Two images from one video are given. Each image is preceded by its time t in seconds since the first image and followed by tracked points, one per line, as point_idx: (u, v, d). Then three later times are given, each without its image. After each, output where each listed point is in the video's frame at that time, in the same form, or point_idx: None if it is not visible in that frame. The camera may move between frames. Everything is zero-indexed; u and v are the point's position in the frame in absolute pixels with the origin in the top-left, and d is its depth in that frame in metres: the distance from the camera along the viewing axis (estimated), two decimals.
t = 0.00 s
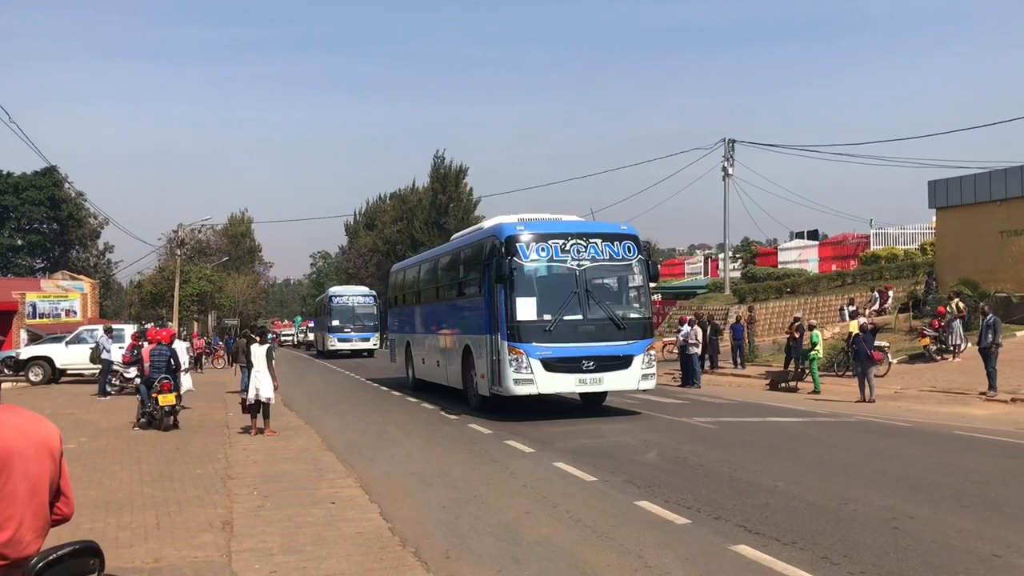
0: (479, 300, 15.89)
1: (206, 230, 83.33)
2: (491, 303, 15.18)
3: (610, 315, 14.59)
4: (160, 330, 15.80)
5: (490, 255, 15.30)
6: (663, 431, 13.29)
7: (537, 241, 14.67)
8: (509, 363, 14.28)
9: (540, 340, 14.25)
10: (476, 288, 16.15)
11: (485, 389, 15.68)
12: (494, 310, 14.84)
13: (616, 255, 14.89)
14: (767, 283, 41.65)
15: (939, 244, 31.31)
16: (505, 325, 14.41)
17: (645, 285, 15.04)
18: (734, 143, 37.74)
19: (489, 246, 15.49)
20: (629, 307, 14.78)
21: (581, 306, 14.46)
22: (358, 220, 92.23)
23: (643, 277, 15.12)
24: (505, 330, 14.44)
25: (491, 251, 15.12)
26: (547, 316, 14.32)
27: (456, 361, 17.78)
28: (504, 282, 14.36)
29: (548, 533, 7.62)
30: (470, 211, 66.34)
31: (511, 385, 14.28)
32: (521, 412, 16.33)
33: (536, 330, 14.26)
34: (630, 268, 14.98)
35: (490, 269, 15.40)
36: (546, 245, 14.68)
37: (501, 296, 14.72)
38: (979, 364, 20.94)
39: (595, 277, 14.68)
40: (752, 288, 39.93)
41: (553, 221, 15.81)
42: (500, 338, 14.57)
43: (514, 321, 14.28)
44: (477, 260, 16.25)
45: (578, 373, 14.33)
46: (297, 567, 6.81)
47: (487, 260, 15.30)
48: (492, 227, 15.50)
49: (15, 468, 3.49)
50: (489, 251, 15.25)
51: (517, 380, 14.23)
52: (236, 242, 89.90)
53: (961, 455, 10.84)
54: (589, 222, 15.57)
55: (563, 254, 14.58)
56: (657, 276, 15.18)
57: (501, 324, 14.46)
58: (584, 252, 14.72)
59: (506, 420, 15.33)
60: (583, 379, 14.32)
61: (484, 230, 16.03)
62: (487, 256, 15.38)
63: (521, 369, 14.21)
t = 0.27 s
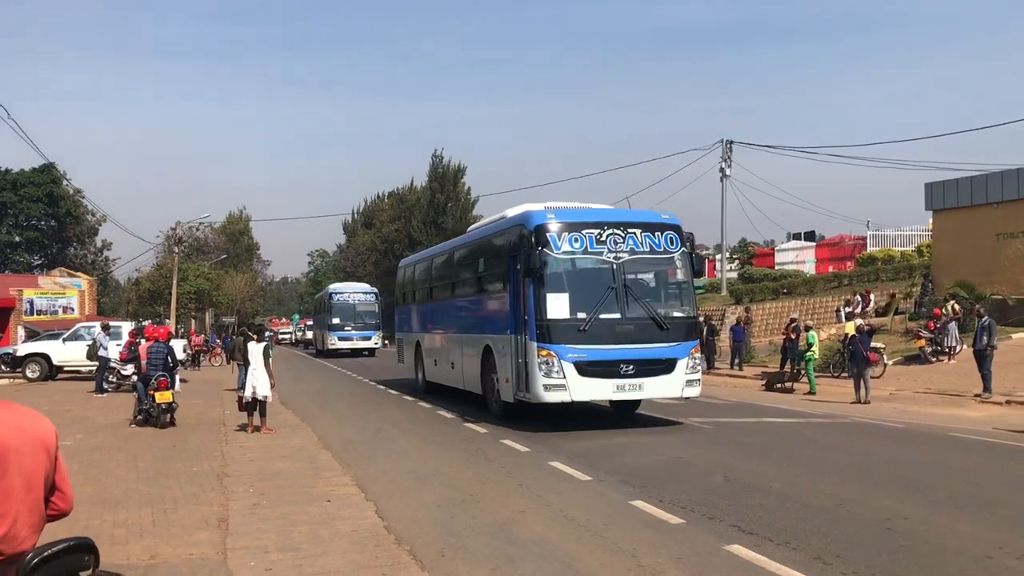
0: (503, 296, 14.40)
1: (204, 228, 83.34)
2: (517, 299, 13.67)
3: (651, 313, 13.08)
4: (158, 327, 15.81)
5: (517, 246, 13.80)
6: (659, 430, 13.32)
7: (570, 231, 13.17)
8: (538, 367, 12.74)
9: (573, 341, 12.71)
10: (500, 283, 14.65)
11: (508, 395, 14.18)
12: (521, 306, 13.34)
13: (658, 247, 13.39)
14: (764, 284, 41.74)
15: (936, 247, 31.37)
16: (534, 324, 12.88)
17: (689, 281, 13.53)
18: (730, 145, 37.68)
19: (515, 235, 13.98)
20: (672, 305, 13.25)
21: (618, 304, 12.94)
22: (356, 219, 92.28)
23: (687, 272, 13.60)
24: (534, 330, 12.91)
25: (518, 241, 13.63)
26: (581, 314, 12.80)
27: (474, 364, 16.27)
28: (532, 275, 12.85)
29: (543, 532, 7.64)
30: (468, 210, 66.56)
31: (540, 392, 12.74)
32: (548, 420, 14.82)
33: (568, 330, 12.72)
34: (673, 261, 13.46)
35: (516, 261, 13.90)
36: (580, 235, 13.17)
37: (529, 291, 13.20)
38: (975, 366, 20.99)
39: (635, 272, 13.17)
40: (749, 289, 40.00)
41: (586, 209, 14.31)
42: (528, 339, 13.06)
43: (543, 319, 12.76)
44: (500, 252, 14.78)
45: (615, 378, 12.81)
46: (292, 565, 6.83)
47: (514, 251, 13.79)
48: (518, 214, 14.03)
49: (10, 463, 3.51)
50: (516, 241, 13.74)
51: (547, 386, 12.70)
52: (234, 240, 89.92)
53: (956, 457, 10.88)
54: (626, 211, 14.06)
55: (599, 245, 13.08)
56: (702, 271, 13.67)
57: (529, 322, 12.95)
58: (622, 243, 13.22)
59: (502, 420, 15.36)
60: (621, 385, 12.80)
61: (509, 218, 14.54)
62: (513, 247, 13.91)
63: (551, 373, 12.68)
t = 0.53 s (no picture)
0: (535, 293, 12.93)
1: (202, 226, 83.31)
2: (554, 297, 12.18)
3: (706, 313, 11.59)
4: (156, 325, 15.78)
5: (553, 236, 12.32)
6: (656, 432, 13.32)
7: (615, 218, 11.72)
8: (579, 373, 11.28)
9: (619, 344, 11.25)
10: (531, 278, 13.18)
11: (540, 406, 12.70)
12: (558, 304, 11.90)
13: (714, 238, 11.89)
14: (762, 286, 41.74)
15: (935, 250, 31.38)
16: (574, 325, 11.43)
17: (748, 277, 12.01)
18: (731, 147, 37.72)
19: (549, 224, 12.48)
20: (730, 304, 11.77)
21: (669, 302, 11.47)
22: (355, 218, 92.30)
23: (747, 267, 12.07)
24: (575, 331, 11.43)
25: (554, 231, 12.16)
26: (627, 314, 11.34)
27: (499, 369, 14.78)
28: (573, 269, 11.38)
29: (540, 533, 7.62)
30: (467, 210, 66.85)
31: (582, 402, 11.26)
32: (583, 433, 13.33)
33: (613, 332, 11.25)
34: (731, 254, 11.93)
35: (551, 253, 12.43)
36: (626, 223, 11.72)
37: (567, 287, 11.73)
38: (973, 370, 20.97)
39: (688, 266, 11.67)
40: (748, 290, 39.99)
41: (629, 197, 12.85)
42: (567, 342, 11.59)
43: (585, 319, 11.30)
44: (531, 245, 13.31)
45: (666, 388, 11.34)
46: (287, 564, 6.81)
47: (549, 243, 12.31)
48: (555, 201, 12.55)
49: (4, 458, 3.49)
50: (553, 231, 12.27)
51: (590, 397, 11.22)
52: (233, 238, 89.89)
53: (953, 460, 10.88)
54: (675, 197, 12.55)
55: (647, 235, 11.63)
56: (763, 265, 12.16)
57: (568, 321, 11.50)
58: (674, 234, 11.74)
59: (500, 420, 15.34)
60: (672, 395, 11.33)
61: (543, 206, 13.07)
62: (548, 238, 12.44)
63: (595, 382, 11.20)
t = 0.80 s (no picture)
0: (577, 293, 11.33)
1: (198, 228, 83.22)
2: (603, 298, 10.55)
3: (779, 319, 9.94)
4: (151, 327, 15.79)
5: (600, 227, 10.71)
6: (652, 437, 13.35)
7: (673, 208, 10.07)
8: (633, 389, 9.67)
9: (679, 355, 9.63)
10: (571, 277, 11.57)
11: (580, 425, 11.10)
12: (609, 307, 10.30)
13: (786, 230, 10.23)
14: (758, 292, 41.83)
15: (930, 256, 31.46)
16: (626, 330, 9.82)
17: (824, 276, 10.34)
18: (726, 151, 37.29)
19: (596, 214, 10.86)
20: (806, 309, 10.10)
21: (737, 306, 9.84)
22: (351, 221, 92.26)
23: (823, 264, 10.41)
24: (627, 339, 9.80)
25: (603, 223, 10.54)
26: (689, 319, 9.71)
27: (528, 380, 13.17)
28: (626, 267, 9.76)
29: (534, 538, 7.63)
30: (463, 214, 66.80)
31: (636, 422, 9.62)
32: (627, 454, 11.71)
33: (672, 341, 9.63)
34: (806, 250, 10.27)
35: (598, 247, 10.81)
36: (686, 213, 10.07)
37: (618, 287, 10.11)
38: (967, 377, 21.04)
39: (758, 263, 10.01)
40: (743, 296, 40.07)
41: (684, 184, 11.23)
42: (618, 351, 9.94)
43: (639, 324, 9.68)
44: (571, 238, 11.69)
45: (733, 407, 9.68)
46: (281, 568, 6.81)
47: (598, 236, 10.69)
48: (602, 187, 10.93)
49: None
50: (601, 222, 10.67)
51: (645, 415, 9.58)
52: (228, 241, 89.79)
53: (946, 466, 10.91)
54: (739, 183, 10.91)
55: (709, 226, 10.00)
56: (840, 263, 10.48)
57: (620, 327, 9.90)
58: (741, 226, 10.10)
59: (495, 425, 15.35)
60: (741, 415, 9.68)
61: (585, 194, 11.46)
62: (595, 229, 10.82)
63: (650, 398, 9.58)
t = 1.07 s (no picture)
0: (632, 293, 9.53)
1: (190, 232, 82.96)
2: (673, 303, 8.70)
3: (886, 325, 8.13)
4: (143, 332, 15.67)
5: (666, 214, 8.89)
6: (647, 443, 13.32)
7: (757, 191, 8.30)
8: (712, 408, 7.88)
9: (770, 369, 7.83)
10: (623, 275, 9.78)
11: (637, 449, 9.31)
12: (679, 310, 8.55)
13: (890, 218, 8.42)
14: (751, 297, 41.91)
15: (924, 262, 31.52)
16: (702, 337, 8.03)
17: (935, 273, 8.50)
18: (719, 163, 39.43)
19: (661, 199, 9.06)
20: (915, 312, 8.28)
21: (836, 308, 8.03)
22: (344, 226, 92.14)
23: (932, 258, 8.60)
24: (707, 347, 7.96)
25: (672, 209, 8.77)
26: (780, 325, 7.92)
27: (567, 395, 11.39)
28: (704, 262, 7.98)
29: (530, 545, 7.57)
30: (456, 219, 66.75)
31: (716, 450, 7.83)
32: (685, 484, 9.94)
33: (759, 351, 7.85)
34: (912, 241, 8.48)
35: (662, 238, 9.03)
36: (775, 197, 8.27)
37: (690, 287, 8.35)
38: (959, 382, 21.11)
39: (859, 256, 8.20)
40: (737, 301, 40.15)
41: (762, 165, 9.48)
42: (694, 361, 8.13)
43: (718, 331, 7.90)
44: (624, 227, 9.89)
45: (834, 432, 7.87)
46: None
47: (665, 226, 8.90)
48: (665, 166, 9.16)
49: None
50: (666, 207, 8.90)
51: (728, 441, 7.79)
52: (220, 245, 89.53)
53: (941, 472, 10.90)
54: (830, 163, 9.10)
55: (800, 213, 8.22)
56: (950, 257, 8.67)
57: (696, 336, 8.08)
58: (837, 213, 8.29)
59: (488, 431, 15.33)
60: (844, 442, 7.87)
61: (642, 175, 9.67)
62: (658, 217, 9.06)
63: (734, 420, 7.80)
